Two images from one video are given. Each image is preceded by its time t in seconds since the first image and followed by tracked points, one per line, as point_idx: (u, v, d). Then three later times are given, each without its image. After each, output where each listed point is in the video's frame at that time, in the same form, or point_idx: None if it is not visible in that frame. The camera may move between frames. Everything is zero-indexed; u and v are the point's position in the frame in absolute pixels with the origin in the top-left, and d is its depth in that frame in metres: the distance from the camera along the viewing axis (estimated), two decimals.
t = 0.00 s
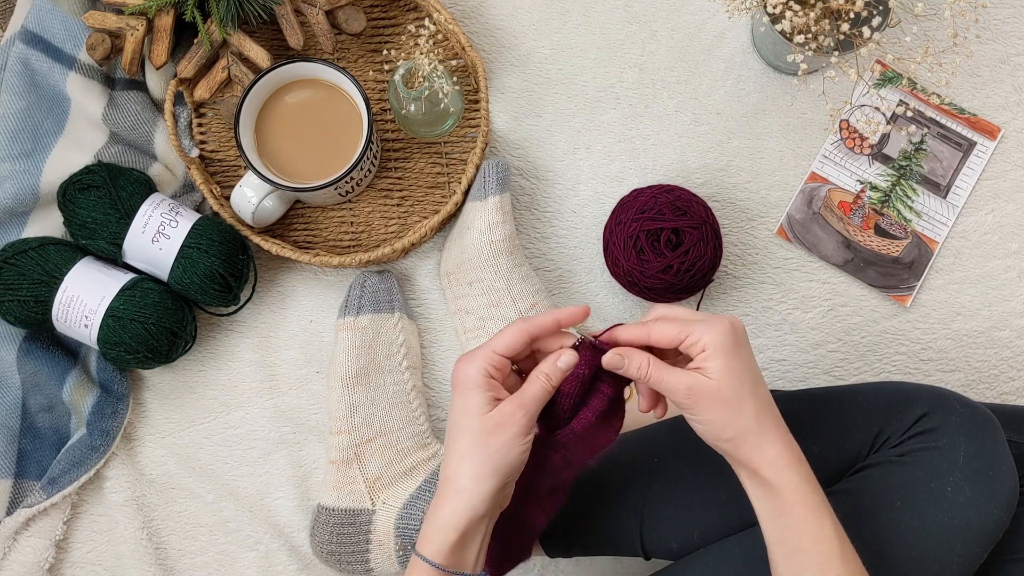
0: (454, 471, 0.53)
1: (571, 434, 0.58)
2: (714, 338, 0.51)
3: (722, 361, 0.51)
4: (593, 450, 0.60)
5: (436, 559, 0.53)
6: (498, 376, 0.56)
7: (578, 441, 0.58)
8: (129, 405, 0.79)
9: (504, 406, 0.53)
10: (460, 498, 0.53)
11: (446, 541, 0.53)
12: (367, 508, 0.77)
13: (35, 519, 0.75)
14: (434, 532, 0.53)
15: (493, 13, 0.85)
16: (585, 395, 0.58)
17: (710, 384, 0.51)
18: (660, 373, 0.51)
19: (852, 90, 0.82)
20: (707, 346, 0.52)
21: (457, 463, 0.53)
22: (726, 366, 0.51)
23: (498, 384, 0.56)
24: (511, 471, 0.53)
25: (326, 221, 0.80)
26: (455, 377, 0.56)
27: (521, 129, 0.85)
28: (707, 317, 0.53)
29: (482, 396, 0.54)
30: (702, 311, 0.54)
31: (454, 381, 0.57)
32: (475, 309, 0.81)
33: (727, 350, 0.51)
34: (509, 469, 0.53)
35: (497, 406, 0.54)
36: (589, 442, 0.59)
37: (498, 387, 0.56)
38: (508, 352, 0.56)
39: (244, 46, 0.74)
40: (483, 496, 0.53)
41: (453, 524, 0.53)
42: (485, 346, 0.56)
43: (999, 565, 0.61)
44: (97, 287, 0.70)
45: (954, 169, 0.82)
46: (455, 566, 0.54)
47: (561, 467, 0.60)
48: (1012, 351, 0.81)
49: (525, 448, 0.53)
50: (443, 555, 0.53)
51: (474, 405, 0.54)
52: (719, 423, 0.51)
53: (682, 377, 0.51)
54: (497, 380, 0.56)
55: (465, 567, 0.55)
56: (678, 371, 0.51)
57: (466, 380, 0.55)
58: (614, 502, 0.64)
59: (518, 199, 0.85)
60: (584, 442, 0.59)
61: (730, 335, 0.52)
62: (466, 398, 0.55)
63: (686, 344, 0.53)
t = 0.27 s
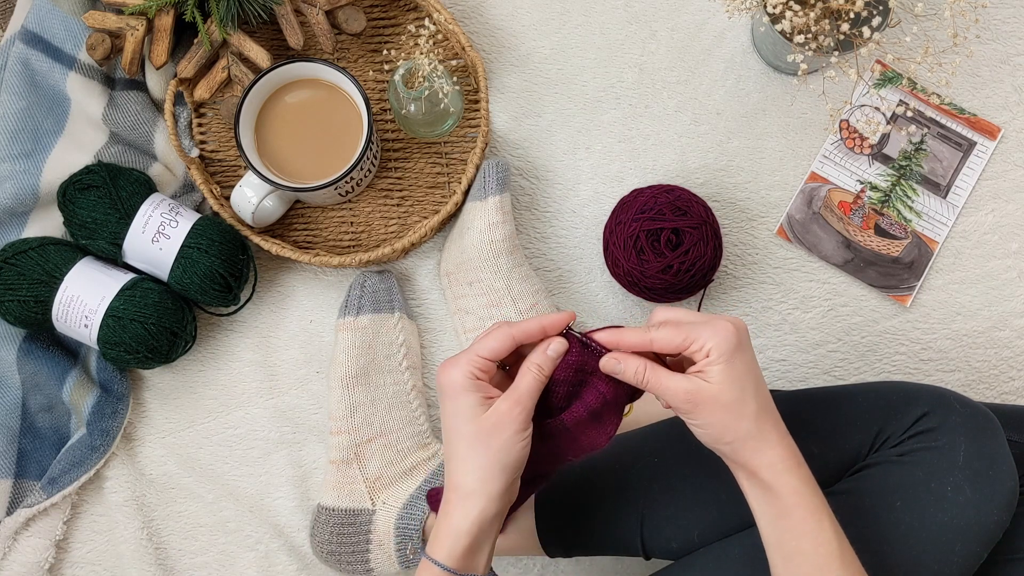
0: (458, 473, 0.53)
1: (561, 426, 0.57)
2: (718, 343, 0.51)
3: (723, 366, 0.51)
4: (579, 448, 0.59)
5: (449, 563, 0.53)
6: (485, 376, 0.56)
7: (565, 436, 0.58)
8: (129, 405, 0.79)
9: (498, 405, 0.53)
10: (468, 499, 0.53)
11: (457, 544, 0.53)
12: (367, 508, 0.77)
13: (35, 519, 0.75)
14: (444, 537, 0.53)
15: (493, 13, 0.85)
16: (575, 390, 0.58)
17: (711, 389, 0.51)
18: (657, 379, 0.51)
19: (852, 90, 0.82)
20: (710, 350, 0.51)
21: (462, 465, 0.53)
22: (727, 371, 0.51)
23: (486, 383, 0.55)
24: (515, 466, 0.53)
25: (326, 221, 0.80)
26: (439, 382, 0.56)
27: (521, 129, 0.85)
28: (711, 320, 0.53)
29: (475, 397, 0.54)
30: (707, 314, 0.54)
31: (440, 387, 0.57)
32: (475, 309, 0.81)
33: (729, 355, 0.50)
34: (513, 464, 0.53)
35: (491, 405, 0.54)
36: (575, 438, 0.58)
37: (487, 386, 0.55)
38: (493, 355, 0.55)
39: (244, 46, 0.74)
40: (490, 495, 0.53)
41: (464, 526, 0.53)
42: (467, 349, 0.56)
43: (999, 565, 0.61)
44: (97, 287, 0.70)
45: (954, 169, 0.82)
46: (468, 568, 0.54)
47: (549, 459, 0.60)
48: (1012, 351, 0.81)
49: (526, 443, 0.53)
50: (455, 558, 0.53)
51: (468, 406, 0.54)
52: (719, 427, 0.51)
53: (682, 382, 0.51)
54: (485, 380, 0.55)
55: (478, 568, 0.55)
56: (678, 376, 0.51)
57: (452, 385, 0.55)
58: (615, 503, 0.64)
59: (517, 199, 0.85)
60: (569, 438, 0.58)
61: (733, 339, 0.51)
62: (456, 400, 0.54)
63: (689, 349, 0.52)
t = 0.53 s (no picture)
0: (461, 474, 0.53)
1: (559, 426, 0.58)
2: (711, 352, 0.50)
3: (717, 377, 0.51)
4: (576, 450, 0.60)
5: (450, 562, 0.53)
6: (486, 377, 0.55)
7: (562, 435, 0.59)
8: (129, 405, 0.79)
9: (500, 406, 0.52)
10: (470, 499, 0.53)
11: (458, 543, 0.53)
12: (367, 508, 0.77)
13: (35, 519, 0.75)
14: (446, 536, 0.53)
15: (493, 13, 0.85)
16: (574, 390, 0.58)
17: (703, 401, 0.51)
18: (651, 387, 0.51)
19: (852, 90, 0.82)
20: (703, 360, 0.51)
21: (465, 466, 0.53)
22: (720, 383, 0.51)
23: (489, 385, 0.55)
24: (516, 466, 0.53)
25: (326, 221, 0.80)
26: (443, 383, 0.55)
27: (521, 129, 0.85)
28: (707, 326, 0.52)
29: (476, 398, 0.54)
30: (705, 320, 0.53)
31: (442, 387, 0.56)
32: (476, 309, 0.81)
33: (721, 366, 0.50)
34: (515, 464, 0.53)
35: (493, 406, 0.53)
36: (572, 440, 0.59)
37: (488, 387, 0.55)
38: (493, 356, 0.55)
39: (244, 46, 0.74)
40: (492, 495, 0.53)
41: (465, 526, 0.53)
42: (468, 350, 0.55)
43: (999, 565, 0.61)
44: (97, 287, 0.70)
45: (954, 170, 0.82)
46: (470, 566, 0.54)
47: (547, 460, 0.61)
48: (1012, 351, 0.81)
49: (527, 443, 0.53)
50: (456, 558, 0.53)
51: (469, 408, 0.53)
52: (710, 438, 0.51)
53: (675, 393, 0.51)
54: (486, 381, 0.55)
55: (481, 565, 0.55)
56: (672, 386, 0.51)
57: (455, 387, 0.54)
58: (615, 502, 0.64)
59: (517, 199, 0.85)
60: (565, 439, 0.59)
61: (728, 349, 0.51)
62: (459, 403, 0.54)
63: (682, 354, 0.52)
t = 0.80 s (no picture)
0: (467, 472, 0.54)
1: (580, 433, 0.56)
2: (712, 336, 0.50)
3: (719, 360, 0.50)
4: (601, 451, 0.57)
5: (453, 558, 0.53)
6: (501, 379, 0.55)
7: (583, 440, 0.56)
8: (129, 405, 0.79)
9: (510, 407, 0.52)
10: (475, 498, 0.53)
11: (462, 541, 0.53)
12: (367, 508, 0.77)
13: (35, 519, 0.75)
14: (450, 533, 0.54)
15: (493, 13, 0.85)
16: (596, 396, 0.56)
17: (708, 383, 0.50)
18: (662, 369, 0.50)
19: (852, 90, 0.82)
20: (701, 343, 0.51)
21: (471, 464, 0.53)
22: (722, 365, 0.50)
23: (502, 387, 0.55)
24: (523, 469, 0.53)
25: (326, 221, 0.80)
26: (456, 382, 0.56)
27: (521, 129, 0.85)
28: (706, 313, 0.52)
29: (487, 399, 0.54)
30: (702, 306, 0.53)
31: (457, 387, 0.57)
32: (475, 309, 0.81)
33: (720, 348, 0.50)
34: (522, 467, 0.53)
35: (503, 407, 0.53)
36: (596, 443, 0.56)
37: (502, 389, 0.55)
38: (507, 361, 0.55)
39: (244, 46, 0.74)
40: (497, 496, 0.53)
41: (470, 524, 0.53)
42: (485, 353, 0.55)
43: (999, 565, 0.61)
44: (97, 287, 0.70)
45: (954, 169, 0.82)
46: (473, 565, 0.54)
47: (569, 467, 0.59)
48: (1013, 351, 0.81)
49: (535, 446, 0.53)
50: (460, 555, 0.53)
51: (480, 408, 0.54)
52: (712, 423, 0.51)
53: (682, 375, 0.50)
54: (500, 383, 0.55)
55: (484, 566, 0.55)
56: (680, 367, 0.50)
57: (467, 386, 0.55)
58: (615, 503, 0.64)
59: (518, 199, 0.85)
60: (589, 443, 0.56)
61: (727, 332, 0.51)
62: (469, 401, 0.55)
63: (682, 339, 0.52)
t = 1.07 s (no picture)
0: (490, 472, 0.54)
1: (607, 457, 0.55)
2: (721, 331, 0.48)
3: (722, 356, 0.48)
4: (623, 483, 0.57)
5: (464, 557, 0.53)
6: (539, 385, 0.55)
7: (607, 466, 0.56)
8: (129, 405, 0.79)
9: (542, 415, 0.52)
10: (494, 499, 0.53)
11: (476, 539, 0.53)
12: (367, 508, 0.77)
13: (35, 519, 0.75)
14: (466, 529, 0.54)
15: (493, 13, 0.85)
16: (626, 422, 0.56)
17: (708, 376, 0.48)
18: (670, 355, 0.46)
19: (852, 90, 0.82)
20: (710, 336, 0.48)
21: (495, 465, 0.53)
22: (722, 361, 0.48)
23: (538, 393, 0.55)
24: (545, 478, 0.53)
25: (326, 222, 0.80)
26: (496, 381, 0.56)
27: (521, 129, 0.85)
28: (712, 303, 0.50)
29: (521, 402, 0.54)
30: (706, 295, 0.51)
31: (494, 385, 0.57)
32: (475, 309, 0.81)
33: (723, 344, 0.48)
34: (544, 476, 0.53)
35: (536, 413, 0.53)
36: (619, 473, 0.56)
37: (538, 395, 0.55)
38: (549, 369, 0.54)
39: (244, 46, 0.74)
40: (516, 500, 0.53)
41: (485, 524, 0.53)
42: (528, 357, 0.55)
43: (999, 565, 0.61)
44: (97, 287, 0.70)
45: (954, 169, 0.82)
46: (484, 565, 0.54)
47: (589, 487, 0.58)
48: (1013, 351, 0.81)
49: (560, 458, 0.52)
50: (471, 554, 0.53)
51: (512, 410, 0.54)
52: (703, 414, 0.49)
53: (690, 364, 0.47)
54: (537, 389, 0.55)
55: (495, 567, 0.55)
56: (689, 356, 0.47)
57: (505, 387, 0.55)
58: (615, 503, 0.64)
59: (518, 199, 0.85)
60: (614, 472, 0.56)
61: (735, 328, 0.49)
62: (504, 402, 0.54)
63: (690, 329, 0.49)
